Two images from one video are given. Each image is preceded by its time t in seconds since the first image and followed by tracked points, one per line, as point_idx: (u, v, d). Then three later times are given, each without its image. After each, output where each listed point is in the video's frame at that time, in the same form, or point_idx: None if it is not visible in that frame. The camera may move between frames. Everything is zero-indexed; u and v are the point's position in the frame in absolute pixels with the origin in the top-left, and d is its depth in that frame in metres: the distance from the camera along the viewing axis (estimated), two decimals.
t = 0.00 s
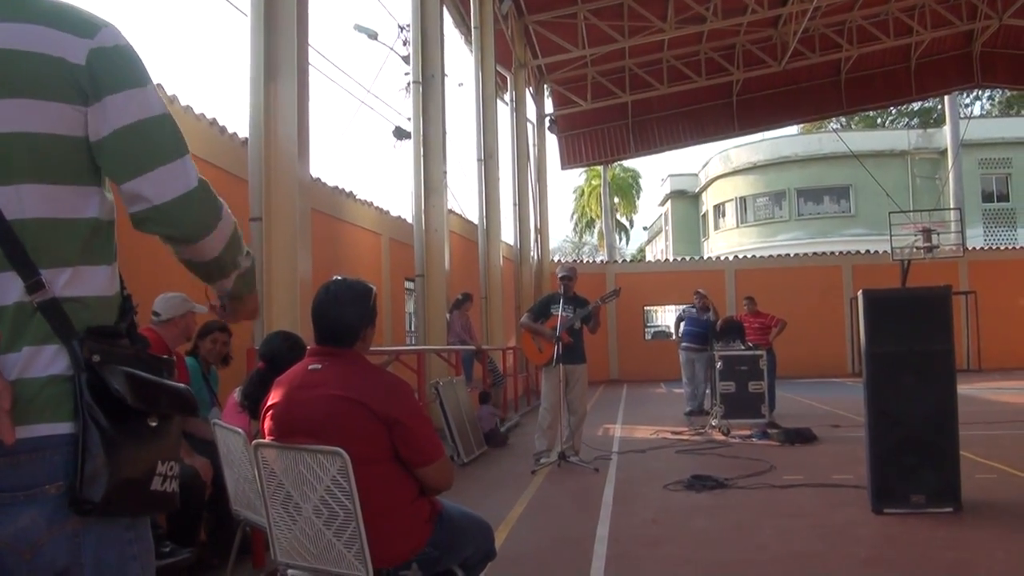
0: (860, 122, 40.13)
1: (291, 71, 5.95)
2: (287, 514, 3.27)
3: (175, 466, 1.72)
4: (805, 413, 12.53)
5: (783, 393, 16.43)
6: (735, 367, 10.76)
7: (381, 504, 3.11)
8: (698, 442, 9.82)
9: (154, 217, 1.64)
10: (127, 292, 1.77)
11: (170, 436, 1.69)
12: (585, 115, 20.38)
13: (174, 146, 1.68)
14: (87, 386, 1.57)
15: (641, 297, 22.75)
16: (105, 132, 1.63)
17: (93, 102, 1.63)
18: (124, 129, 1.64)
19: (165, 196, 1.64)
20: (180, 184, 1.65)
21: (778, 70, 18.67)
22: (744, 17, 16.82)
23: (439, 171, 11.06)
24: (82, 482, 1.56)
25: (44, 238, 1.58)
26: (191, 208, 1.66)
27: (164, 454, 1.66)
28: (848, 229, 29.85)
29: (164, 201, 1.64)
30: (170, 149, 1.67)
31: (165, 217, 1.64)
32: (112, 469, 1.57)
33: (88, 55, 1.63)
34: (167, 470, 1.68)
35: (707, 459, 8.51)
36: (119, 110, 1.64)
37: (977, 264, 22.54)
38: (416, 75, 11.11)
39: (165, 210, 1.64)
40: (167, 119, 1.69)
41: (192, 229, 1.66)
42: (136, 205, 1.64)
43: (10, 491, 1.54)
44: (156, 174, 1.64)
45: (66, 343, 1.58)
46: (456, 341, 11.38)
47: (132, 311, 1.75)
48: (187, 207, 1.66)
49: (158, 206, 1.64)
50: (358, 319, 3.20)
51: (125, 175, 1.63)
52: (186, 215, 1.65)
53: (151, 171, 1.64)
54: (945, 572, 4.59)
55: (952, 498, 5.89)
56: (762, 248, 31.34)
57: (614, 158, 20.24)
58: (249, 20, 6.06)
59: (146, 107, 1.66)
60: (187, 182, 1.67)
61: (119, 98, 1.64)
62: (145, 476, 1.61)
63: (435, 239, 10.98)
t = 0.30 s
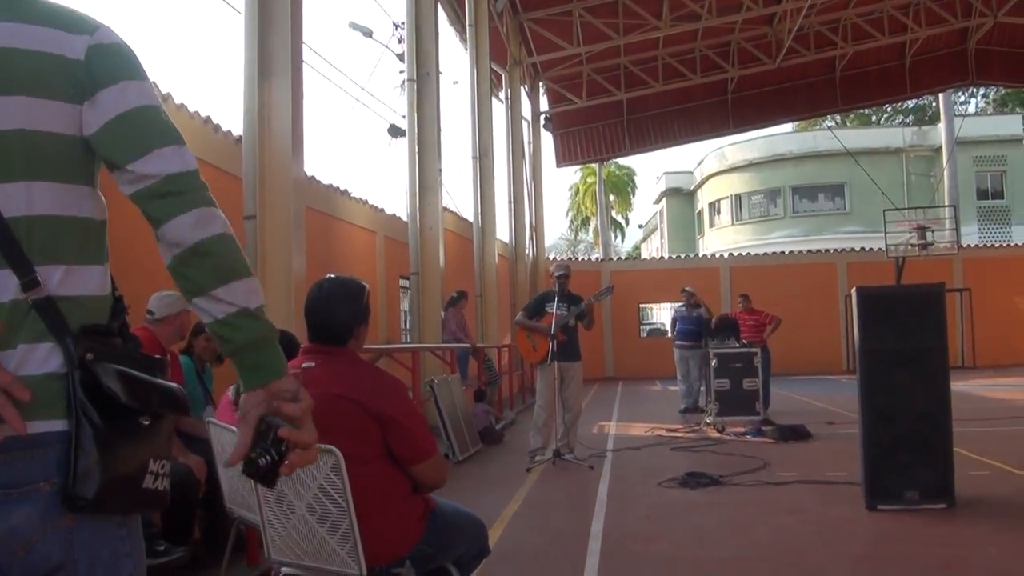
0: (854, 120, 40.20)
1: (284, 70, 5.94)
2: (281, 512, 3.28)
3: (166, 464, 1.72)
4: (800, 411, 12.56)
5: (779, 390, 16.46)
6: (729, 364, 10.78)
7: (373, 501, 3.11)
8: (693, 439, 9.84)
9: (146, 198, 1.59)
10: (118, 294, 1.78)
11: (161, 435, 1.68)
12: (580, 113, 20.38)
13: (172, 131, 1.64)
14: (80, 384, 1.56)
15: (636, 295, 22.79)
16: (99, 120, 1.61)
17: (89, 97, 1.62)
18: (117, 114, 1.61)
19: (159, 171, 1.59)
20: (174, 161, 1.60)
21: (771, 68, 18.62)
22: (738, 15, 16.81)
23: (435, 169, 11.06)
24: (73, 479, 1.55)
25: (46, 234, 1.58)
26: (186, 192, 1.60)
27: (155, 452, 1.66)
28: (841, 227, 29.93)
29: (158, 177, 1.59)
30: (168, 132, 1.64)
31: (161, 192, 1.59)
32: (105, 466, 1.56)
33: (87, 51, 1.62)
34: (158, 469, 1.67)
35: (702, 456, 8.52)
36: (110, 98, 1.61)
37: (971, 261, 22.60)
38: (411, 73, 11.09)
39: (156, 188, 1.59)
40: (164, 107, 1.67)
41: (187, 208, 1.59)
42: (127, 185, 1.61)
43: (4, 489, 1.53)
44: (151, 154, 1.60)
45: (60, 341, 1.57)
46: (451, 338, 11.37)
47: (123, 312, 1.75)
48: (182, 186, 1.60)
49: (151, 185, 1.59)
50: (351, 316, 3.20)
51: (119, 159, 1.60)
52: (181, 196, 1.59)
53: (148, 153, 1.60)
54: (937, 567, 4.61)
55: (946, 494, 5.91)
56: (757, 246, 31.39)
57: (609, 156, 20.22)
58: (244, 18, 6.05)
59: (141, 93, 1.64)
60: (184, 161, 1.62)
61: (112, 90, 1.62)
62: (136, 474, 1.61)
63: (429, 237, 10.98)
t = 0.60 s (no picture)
0: (845, 118, 40.33)
1: (275, 67, 5.91)
2: (272, 510, 3.28)
3: (151, 466, 1.77)
4: (792, 408, 12.59)
5: (772, 388, 16.50)
6: (722, 361, 10.81)
7: (365, 499, 3.11)
8: (685, 436, 9.87)
9: (54, 160, 1.61)
10: (112, 294, 1.85)
11: (145, 436, 1.73)
12: (573, 110, 20.38)
13: (114, 113, 1.69)
14: (67, 382, 1.60)
15: (628, 293, 22.82)
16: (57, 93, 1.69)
17: (59, 76, 1.70)
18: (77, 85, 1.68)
19: (74, 135, 1.63)
20: (88, 129, 1.64)
21: (765, 66, 18.84)
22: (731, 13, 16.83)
23: (427, 167, 11.05)
24: (54, 475, 1.58)
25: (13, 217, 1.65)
26: (87, 165, 1.62)
27: (140, 453, 1.72)
28: (830, 225, 30.06)
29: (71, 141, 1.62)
30: (113, 108, 1.69)
31: (66, 150, 1.61)
32: (86, 466, 1.60)
33: (74, 32, 1.72)
34: (143, 470, 1.74)
35: (694, 453, 8.54)
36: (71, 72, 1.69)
37: (962, 258, 22.74)
38: (403, 71, 11.04)
39: (70, 150, 1.61)
40: (130, 95, 1.74)
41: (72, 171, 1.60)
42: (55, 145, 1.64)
43: None
44: (73, 123, 1.64)
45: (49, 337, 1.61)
46: (445, 337, 11.37)
47: (118, 313, 1.81)
48: (86, 159, 1.62)
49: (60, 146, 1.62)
50: (342, 314, 3.19)
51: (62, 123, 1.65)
52: (79, 163, 1.61)
53: (74, 122, 1.64)
54: (927, 563, 4.64)
55: (937, 491, 5.94)
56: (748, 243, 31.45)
57: (600, 153, 20.25)
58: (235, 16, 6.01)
59: (113, 77, 1.72)
60: (93, 135, 1.64)
61: (76, 66, 1.70)
62: (119, 474, 1.65)
63: (421, 235, 10.94)
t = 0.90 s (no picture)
0: (836, 117, 40.44)
1: (268, 65, 5.89)
2: (264, 507, 3.28)
3: (132, 470, 1.81)
4: (785, 405, 12.62)
5: (765, 385, 16.55)
6: (713, 359, 10.82)
7: (359, 498, 3.11)
8: (677, 433, 9.88)
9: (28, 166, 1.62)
10: (99, 296, 1.87)
11: (125, 440, 1.76)
12: (565, 108, 20.38)
13: (97, 121, 1.70)
14: (40, 385, 1.63)
15: (620, 291, 22.82)
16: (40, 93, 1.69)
17: (42, 76, 1.71)
18: (59, 86, 1.68)
19: (51, 143, 1.63)
20: (64, 136, 1.64)
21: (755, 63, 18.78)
22: (722, 11, 16.85)
23: (418, 165, 11.04)
24: (30, 475, 1.62)
25: None
26: (63, 174, 1.62)
27: (119, 458, 1.74)
28: (822, 222, 30.13)
29: (47, 147, 1.63)
30: (94, 117, 1.70)
31: (42, 162, 1.61)
32: (63, 469, 1.64)
33: (60, 30, 1.73)
34: (120, 476, 1.76)
35: (687, 450, 8.55)
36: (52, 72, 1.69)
37: (953, 256, 22.82)
38: (394, 69, 11.03)
39: (44, 155, 1.62)
40: (115, 100, 1.75)
41: (47, 181, 1.60)
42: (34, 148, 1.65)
43: None
44: (51, 125, 1.65)
45: (25, 338, 1.66)
46: (437, 335, 11.36)
47: (103, 314, 1.84)
48: (55, 162, 1.62)
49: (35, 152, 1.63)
50: (333, 312, 3.19)
51: (41, 123, 1.66)
52: (48, 171, 1.61)
53: (51, 125, 1.65)
54: (919, 559, 4.66)
55: (928, 487, 5.97)
56: (739, 241, 31.47)
57: (592, 151, 20.27)
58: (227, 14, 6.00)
59: (100, 81, 1.73)
60: (68, 143, 1.64)
61: (58, 67, 1.70)
62: (98, 476, 1.69)
63: (413, 233, 10.91)
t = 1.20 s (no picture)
0: (829, 115, 40.52)
1: (260, 63, 5.87)
2: (257, 506, 3.27)
3: (131, 468, 1.81)
4: (777, 402, 12.66)
5: (757, 383, 16.58)
6: (706, 357, 10.84)
7: (353, 496, 3.11)
8: (669, 431, 9.89)
9: (35, 173, 1.63)
10: (94, 295, 1.87)
11: (123, 437, 1.76)
12: (558, 105, 20.37)
13: (98, 125, 1.71)
14: (41, 383, 1.63)
15: (613, 289, 22.83)
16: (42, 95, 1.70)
17: (44, 78, 1.71)
18: (61, 88, 1.69)
19: (56, 149, 1.64)
20: (69, 142, 1.65)
21: (747, 62, 18.80)
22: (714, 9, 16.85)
23: (411, 163, 11.01)
24: (30, 475, 1.61)
25: None
26: (70, 181, 1.64)
27: (117, 456, 1.75)
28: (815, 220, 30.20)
29: (53, 152, 1.64)
30: (97, 121, 1.71)
31: (48, 169, 1.62)
32: (63, 469, 1.63)
33: (60, 32, 1.73)
34: (119, 473, 1.76)
35: (679, 448, 8.57)
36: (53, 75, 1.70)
37: (944, 254, 22.89)
38: (386, 67, 11.01)
39: (51, 161, 1.63)
40: (113, 101, 1.75)
41: (55, 190, 1.62)
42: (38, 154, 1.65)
43: None
44: (55, 130, 1.66)
45: (27, 338, 1.65)
46: (429, 333, 11.36)
47: (98, 313, 1.85)
48: (63, 169, 1.63)
49: (40, 158, 1.64)
50: (327, 312, 3.19)
51: (44, 128, 1.67)
52: (57, 178, 1.63)
53: (55, 130, 1.66)
54: (911, 556, 4.67)
55: (920, 484, 5.98)
56: (731, 239, 31.52)
57: (585, 149, 20.27)
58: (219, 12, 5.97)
59: (100, 84, 1.74)
60: (76, 149, 1.66)
61: (59, 68, 1.71)
62: (97, 474, 1.69)
63: (405, 231, 10.89)
